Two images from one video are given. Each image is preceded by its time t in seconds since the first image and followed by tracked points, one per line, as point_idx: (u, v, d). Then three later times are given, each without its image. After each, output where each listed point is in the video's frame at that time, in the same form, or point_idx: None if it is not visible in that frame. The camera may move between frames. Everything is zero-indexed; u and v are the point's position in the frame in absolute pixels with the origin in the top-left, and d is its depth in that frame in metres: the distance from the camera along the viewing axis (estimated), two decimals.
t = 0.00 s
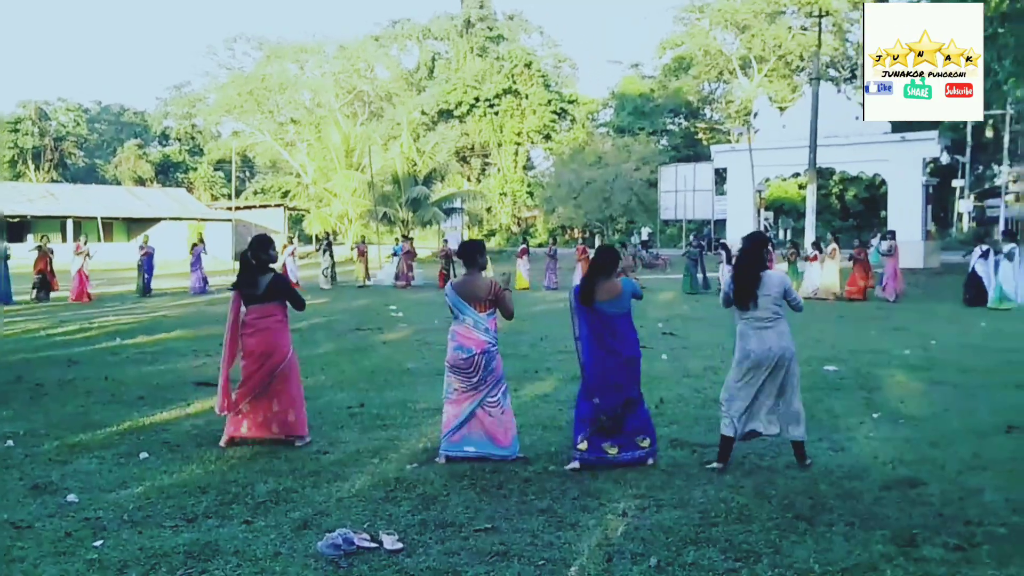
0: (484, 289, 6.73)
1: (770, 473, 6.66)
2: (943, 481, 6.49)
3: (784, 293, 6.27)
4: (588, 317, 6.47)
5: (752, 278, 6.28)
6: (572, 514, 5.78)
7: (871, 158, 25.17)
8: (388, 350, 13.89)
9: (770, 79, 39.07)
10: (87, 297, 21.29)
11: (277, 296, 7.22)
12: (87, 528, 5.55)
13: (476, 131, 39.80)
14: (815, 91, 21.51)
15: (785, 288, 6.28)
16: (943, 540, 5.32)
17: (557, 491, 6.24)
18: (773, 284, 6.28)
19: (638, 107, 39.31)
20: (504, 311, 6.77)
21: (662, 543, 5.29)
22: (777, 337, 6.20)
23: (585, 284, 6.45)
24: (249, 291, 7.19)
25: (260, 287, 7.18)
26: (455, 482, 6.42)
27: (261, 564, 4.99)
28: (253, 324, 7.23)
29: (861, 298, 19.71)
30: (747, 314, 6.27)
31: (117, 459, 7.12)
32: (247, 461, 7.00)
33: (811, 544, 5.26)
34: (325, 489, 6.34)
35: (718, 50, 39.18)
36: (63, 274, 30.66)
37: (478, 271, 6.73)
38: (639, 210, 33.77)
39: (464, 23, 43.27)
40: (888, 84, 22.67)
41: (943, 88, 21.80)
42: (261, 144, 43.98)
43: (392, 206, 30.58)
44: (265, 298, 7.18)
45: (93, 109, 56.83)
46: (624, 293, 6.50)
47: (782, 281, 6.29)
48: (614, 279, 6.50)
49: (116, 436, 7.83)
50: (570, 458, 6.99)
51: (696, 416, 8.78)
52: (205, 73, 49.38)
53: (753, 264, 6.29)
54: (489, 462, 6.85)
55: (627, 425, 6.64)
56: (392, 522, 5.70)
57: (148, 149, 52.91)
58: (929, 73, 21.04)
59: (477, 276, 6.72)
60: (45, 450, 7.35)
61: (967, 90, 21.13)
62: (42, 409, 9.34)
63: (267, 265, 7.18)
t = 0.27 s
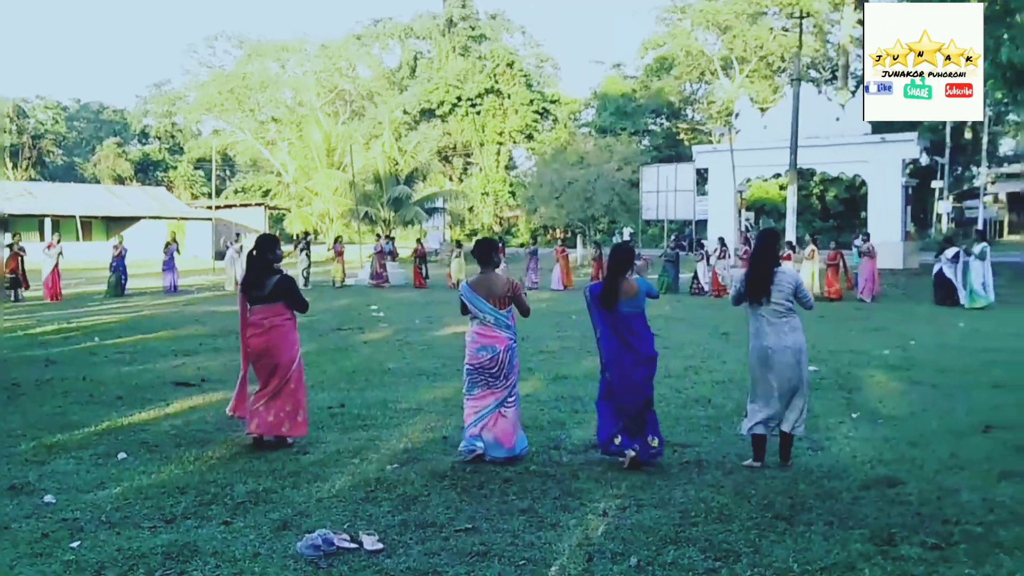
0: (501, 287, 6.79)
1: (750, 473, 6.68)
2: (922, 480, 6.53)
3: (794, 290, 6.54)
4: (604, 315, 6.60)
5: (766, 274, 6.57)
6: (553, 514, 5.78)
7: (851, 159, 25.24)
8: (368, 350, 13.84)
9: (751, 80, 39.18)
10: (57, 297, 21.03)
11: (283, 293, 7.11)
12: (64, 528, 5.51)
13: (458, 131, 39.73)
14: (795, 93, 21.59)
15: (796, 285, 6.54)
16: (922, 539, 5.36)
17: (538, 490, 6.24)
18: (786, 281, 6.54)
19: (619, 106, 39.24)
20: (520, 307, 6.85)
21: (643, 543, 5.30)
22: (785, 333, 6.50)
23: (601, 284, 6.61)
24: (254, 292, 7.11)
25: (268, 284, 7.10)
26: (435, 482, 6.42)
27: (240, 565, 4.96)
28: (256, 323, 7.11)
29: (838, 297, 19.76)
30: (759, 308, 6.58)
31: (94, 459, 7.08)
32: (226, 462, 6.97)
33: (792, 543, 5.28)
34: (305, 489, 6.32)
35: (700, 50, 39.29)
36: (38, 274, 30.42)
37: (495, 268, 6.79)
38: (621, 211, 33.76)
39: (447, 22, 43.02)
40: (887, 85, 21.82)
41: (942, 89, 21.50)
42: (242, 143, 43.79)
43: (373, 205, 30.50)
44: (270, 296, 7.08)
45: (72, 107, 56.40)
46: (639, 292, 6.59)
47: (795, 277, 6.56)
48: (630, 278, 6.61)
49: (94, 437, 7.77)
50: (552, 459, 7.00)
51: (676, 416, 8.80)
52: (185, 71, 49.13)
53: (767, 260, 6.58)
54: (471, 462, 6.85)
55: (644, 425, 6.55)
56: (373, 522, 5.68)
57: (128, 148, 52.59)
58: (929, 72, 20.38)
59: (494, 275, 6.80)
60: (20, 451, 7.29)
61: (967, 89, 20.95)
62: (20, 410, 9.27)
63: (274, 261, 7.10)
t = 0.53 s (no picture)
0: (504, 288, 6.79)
1: (728, 468, 6.72)
2: (898, 476, 6.59)
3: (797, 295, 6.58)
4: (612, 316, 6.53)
5: (772, 276, 6.50)
6: (532, 510, 5.81)
7: (829, 158, 25.31)
8: (348, 346, 13.82)
9: (731, 78, 39.33)
10: (32, 291, 20.91)
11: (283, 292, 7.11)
12: (40, 525, 5.48)
13: (439, 127, 39.77)
14: (774, 91, 21.67)
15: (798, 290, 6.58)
16: (898, 534, 5.41)
17: (517, 486, 6.27)
18: (790, 285, 6.56)
19: (600, 104, 39.05)
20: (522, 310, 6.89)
21: (621, 539, 5.32)
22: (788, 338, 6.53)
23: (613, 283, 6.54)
24: (250, 293, 7.08)
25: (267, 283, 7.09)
26: (414, 479, 6.43)
27: (217, 562, 4.95)
28: (254, 324, 7.06)
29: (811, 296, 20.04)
30: (761, 311, 6.55)
31: (70, 456, 7.04)
32: (205, 459, 6.96)
33: (769, 539, 5.32)
34: (284, 485, 6.32)
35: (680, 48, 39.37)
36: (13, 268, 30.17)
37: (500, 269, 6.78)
38: (601, 208, 33.80)
39: (427, 18, 42.69)
40: (889, 85, 22.42)
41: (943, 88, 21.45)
42: (221, 138, 44.26)
43: (353, 201, 30.60)
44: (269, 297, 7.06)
45: (49, 100, 55.98)
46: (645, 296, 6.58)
47: (797, 283, 6.60)
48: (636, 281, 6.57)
49: (72, 433, 7.74)
50: (532, 455, 7.03)
51: (655, 413, 8.85)
52: (164, 65, 48.87)
53: (773, 263, 6.52)
54: (450, 459, 6.87)
55: (651, 427, 6.62)
56: (352, 518, 5.68)
57: (106, 141, 52.31)
58: (929, 72, 20.68)
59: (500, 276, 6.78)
60: None
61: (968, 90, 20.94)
62: None
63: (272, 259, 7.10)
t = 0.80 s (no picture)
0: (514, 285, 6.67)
1: (708, 468, 6.73)
2: (876, 475, 6.63)
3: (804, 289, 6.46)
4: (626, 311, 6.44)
5: (777, 272, 6.44)
6: (512, 509, 5.81)
7: (808, 159, 25.39)
8: (329, 345, 13.78)
9: (712, 79, 39.47)
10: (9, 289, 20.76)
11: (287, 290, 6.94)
12: (16, 526, 5.43)
13: (419, 125, 39.11)
14: (754, 91, 21.75)
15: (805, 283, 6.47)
16: (877, 533, 5.43)
17: (497, 486, 6.26)
18: (797, 278, 6.47)
19: (581, 103, 39.69)
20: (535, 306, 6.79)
21: (601, 539, 5.32)
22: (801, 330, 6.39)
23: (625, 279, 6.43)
24: (258, 288, 6.89)
25: (272, 279, 6.92)
26: (394, 479, 6.42)
27: (195, 562, 4.93)
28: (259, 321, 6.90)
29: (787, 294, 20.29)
30: (773, 306, 6.45)
31: (47, 456, 6.98)
32: (183, 459, 6.92)
33: (748, 538, 5.34)
34: (262, 485, 6.30)
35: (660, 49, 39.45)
36: None
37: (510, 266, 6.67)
38: (582, 207, 33.89)
39: (408, 16, 42.76)
40: (888, 85, 21.48)
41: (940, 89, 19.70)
42: (201, 136, 44.05)
43: (333, 200, 30.50)
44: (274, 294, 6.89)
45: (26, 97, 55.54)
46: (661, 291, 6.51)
47: (804, 275, 6.49)
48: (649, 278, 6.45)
49: (49, 433, 7.68)
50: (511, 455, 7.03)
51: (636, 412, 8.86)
52: (143, 62, 48.60)
53: (779, 257, 6.45)
54: (432, 458, 6.86)
55: (659, 423, 6.59)
56: (331, 518, 5.66)
57: (84, 139, 51.98)
58: (928, 72, 19.53)
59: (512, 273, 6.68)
60: None
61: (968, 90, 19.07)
62: None
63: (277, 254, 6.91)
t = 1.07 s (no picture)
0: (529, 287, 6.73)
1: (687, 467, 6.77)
2: (853, 474, 6.68)
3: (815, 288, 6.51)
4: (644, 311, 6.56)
5: (790, 272, 6.46)
6: (492, 510, 5.83)
7: (789, 161, 25.62)
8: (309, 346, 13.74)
9: (692, 80, 39.58)
10: None
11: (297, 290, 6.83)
12: None
13: (400, 127, 39.74)
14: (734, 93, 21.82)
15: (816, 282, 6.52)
16: (853, 532, 5.48)
17: (477, 486, 6.29)
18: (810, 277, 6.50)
19: (562, 104, 39.62)
20: (548, 308, 6.86)
21: (580, 539, 5.35)
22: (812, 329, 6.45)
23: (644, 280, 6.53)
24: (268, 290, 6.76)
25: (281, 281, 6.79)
26: (374, 479, 6.43)
27: (173, 563, 4.92)
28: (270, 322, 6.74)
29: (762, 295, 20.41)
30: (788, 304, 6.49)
31: (24, 457, 6.95)
32: (162, 460, 6.91)
33: (726, 537, 5.37)
34: (241, 486, 6.30)
35: (641, 50, 39.36)
36: None
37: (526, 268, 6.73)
38: (562, 208, 33.90)
39: (390, 16, 42.28)
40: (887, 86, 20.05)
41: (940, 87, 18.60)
42: (180, 135, 43.66)
43: (314, 200, 30.50)
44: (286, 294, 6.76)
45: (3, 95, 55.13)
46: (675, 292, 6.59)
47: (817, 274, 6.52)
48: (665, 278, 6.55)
49: (26, 434, 7.64)
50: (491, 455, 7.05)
51: (617, 413, 8.90)
52: (121, 61, 48.30)
53: (790, 258, 6.47)
54: (412, 459, 6.88)
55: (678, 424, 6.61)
56: (310, 519, 5.66)
57: (63, 137, 51.62)
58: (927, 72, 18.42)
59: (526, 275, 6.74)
60: None
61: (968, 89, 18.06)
62: None
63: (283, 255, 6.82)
